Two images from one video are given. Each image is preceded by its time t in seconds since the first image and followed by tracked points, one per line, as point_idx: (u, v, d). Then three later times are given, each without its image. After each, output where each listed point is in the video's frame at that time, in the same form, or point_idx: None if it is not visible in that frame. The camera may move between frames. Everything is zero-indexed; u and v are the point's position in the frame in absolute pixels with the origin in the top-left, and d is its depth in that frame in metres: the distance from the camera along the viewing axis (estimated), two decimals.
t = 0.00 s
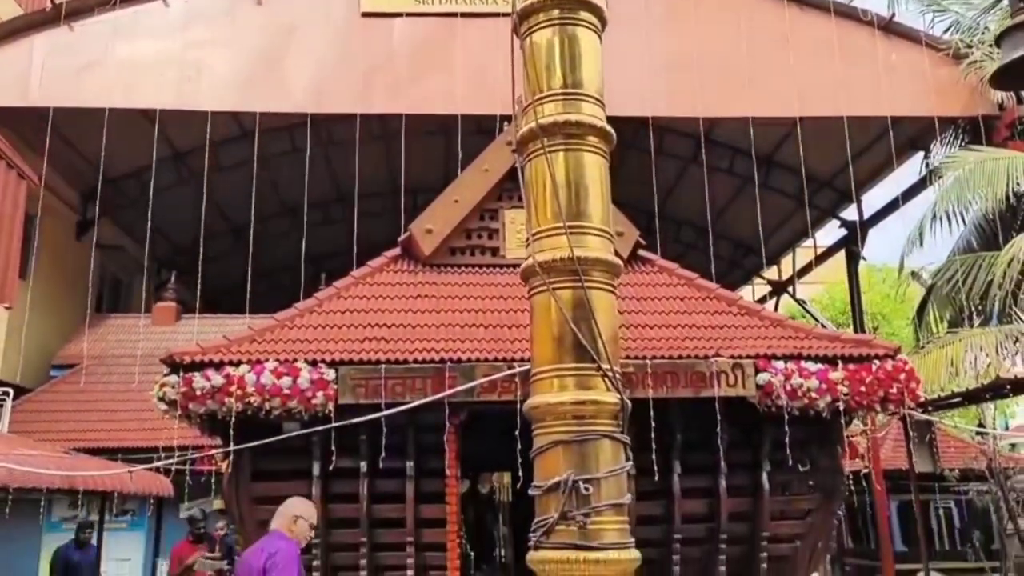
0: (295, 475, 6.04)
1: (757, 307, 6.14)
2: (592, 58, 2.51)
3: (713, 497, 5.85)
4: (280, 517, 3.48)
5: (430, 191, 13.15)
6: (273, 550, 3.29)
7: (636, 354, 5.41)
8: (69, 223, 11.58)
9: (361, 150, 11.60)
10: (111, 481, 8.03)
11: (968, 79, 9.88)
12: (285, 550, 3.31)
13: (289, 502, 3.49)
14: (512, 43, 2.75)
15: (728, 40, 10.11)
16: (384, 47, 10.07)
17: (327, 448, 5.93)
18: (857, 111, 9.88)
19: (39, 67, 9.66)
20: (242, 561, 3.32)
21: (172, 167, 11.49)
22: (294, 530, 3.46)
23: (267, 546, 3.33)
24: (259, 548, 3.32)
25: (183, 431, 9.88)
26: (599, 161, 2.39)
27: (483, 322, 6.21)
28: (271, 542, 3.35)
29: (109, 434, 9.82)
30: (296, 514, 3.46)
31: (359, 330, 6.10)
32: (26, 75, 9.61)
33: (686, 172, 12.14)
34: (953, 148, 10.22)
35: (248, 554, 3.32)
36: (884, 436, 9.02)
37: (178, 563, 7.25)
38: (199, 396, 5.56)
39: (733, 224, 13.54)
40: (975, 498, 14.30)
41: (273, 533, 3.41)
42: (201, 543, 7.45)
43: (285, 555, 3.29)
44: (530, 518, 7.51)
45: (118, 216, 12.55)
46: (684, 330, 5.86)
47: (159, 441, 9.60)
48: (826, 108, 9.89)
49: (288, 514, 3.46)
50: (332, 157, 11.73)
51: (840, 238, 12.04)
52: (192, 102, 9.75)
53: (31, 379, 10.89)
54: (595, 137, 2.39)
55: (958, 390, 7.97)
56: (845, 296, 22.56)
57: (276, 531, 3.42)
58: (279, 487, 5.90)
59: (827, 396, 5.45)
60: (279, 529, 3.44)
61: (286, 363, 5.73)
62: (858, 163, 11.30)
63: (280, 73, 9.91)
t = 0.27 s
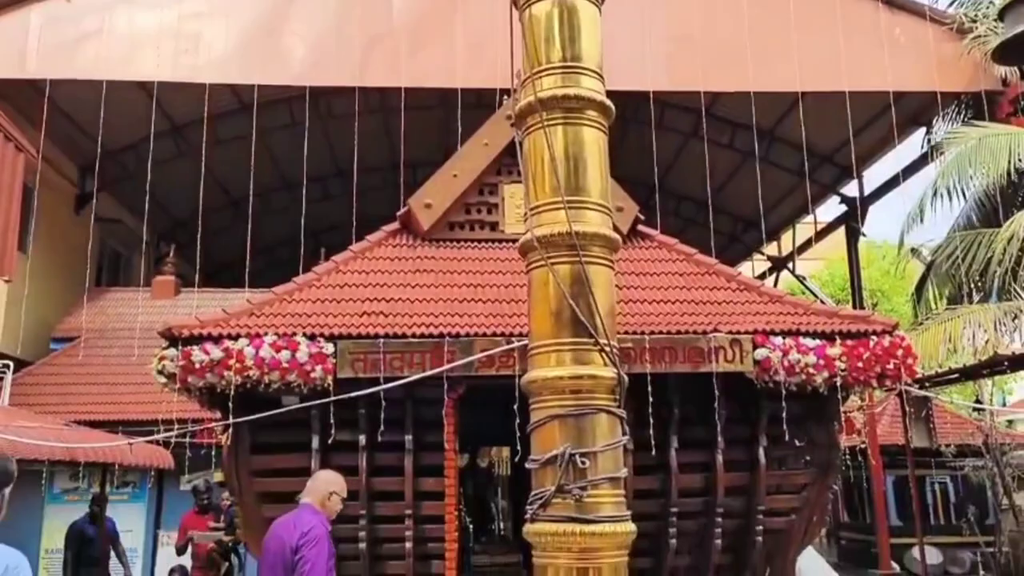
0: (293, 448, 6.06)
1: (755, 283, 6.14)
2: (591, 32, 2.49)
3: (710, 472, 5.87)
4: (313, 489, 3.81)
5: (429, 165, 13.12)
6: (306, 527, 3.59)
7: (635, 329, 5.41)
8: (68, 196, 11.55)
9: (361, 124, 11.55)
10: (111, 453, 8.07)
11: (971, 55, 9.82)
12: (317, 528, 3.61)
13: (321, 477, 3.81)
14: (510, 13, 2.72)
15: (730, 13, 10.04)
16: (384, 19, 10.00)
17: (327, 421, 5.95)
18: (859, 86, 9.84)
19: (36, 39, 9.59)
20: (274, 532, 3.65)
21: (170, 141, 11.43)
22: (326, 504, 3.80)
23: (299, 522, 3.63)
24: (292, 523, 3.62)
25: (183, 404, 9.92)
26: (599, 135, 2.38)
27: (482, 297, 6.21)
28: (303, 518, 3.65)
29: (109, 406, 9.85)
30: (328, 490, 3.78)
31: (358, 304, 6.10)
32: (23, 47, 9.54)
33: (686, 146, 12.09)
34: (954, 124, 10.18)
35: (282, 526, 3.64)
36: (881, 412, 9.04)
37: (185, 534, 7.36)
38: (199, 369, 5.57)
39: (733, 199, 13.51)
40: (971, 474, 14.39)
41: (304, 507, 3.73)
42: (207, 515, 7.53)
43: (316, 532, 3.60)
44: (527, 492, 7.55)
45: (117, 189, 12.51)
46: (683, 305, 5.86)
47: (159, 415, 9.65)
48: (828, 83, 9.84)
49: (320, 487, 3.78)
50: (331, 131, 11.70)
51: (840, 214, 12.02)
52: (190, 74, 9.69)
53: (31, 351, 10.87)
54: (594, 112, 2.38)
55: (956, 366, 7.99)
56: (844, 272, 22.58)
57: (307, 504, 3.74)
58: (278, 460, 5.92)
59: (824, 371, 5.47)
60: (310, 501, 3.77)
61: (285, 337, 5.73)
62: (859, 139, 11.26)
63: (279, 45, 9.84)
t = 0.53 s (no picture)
0: (286, 428, 6.06)
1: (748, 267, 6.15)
2: (585, 14, 2.48)
3: (701, 453, 5.90)
4: (342, 470, 3.86)
5: (423, 146, 13.08)
6: (333, 512, 3.68)
7: (627, 312, 5.42)
8: (60, 176, 11.49)
9: (355, 105, 11.50)
10: (104, 433, 8.08)
11: (967, 38, 9.82)
12: (343, 513, 3.70)
13: (351, 458, 3.86)
14: None
15: None
16: None
17: (319, 402, 5.96)
18: (854, 69, 9.83)
19: (26, 16, 9.51)
20: (302, 510, 3.75)
21: (162, 120, 11.37)
22: (354, 485, 3.86)
23: (326, 504, 3.71)
24: (319, 504, 3.71)
25: (176, 384, 9.92)
26: (593, 117, 2.37)
27: (475, 279, 6.21)
28: (331, 500, 3.73)
29: (102, 387, 9.84)
30: (357, 472, 3.83)
31: (350, 286, 6.09)
32: (13, 24, 9.46)
33: (681, 129, 12.07)
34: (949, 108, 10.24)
35: (311, 504, 3.73)
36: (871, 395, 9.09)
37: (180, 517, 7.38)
38: (191, 349, 5.56)
39: (727, 182, 13.50)
40: (960, 456, 14.49)
41: (331, 487, 3.81)
42: (201, 497, 7.50)
43: (343, 516, 3.69)
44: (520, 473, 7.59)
45: (109, 168, 12.45)
46: (676, 288, 5.87)
47: (151, 395, 9.64)
48: (823, 66, 9.82)
49: (348, 469, 3.84)
50: (325, 112, 11.65)
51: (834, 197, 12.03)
52: (183, 53, 9.63)
53: (22, 331, 10.83)
54: (588, 94, 2.37)
55: (946, 351, 8.00)
56: (838, 256, 22.63)
57: (334, 485, 3.81)
58: (270, 440, 5.93)
59: (816, 354, 5.49)
60: (338, 481, 3.83)
61: (278, 318, 5.72)
62: (854, 122, 11.25)
63: (271, 24, 9.78)
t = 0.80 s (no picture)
0: (278, 416, 6.06)
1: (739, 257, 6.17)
2: (579, 3, 2.47)
3: (692, 443, 5.93)
4: (358, 458, 3.75)
5: (415, 134, 13.05)
6: (350, 500, 3.54)
7: (619, 302, 5.42)
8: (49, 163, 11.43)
9: (347, 93, 11.47)
10: (94, 420, 8.07)
11: (960, 30, 9.83)
12: (361, 500, 3.56)
13: (366, 446, 3.73)
14: None
15: None
16: None
17: (311, 390, 5.96)
18: (847, 60, 9.82)
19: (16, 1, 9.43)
20: (317, 496, 3.64)
21: (154, 107, 11.31)
22: (370, 473, 3.76)
23: (343, 491, 3.59)
24: (336, 492, 3.58)
25: (167, 372, 9.90)
26: (587, 107, 2.36)
27: (467, 268, 6.21)
28: (347, 488, 3.60)
29: (93, 374, 9.81)
30: (374, 460, 3.72)
31: (342, 274, 6.08)
32: (3, 10, 9.38)
33: (674, 118, 12.07)
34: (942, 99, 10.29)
35: (327, 492, 3.61)
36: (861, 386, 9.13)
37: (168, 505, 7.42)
38: (182, 337, 5.55)
39: (720, 172, 13.51)
40: (948, 446, 14.60)
41: (348, 475, 3.68)
42: (188, 483, 7.50)
43: (360, 504, 3.56)
44: (511, 461, 7.62)
45: (100, 155, 12.39)
46: (667, 278, 5.88)
47: (142, 383, 9.62)
48: (817, 57, 9.82)
49: (364, 457, 3.72)
50: (317, 99, 11.61)
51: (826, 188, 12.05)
52: (174, 40, 9.58)
53: (12, 318, 10.81)
54: (582, 83, 2.36)
55: (936, 341, 8.07)
56: (828, 247, 22.70)
57: (350, 473, 3.69)
58: (262, 428, 5.93)
59: (806, 345, 5.51)
60: (354, 470, 3.71)
61: (269, 306, 5.71)
62: (846, 113, 11.26)
63: (264, 11, 9.72)
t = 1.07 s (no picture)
0: (278, 404, 6.07)
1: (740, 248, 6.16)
2: None
3: (692, 433, 5.94)
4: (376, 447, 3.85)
5: (416, 123, 13.03)
6: (373, 486, 3.66)
7: (620, 292, 5.43)
8: (50, 151, 11.41)
9: (348, 81, 11.45)
10: (96, 408, 8.08)
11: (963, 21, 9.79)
12: (383, 486, 3.68)
13: (382, 435, 3.83)
14: None
15: None
16: None
17: (312, 378, 5.97)
18: (849, 51, 9.79)
19: None
20: (340, 486, 3.74)
21: (154, 95, 11.29)
22: (389, 462, 3.85)
23: (366, 480, 3.70)
24: (358, 480, 3.70)
25: (168, 360, 9.91)
26: (588, 94, 2.35)
27: (468, 258, 6.21)
28: (369, 475, 3.71)
29: (94, 362, 9.82)
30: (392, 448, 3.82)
31: (343, 263, 6.08)
32: None
33: (676, 109, 12.05)
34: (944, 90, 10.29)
35: (350, 481, 3.72)
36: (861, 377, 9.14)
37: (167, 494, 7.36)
38: (183, 325, 5.55)
39: (721, 163, 13.49)
40: (948, 437, 14.62)
41: (368, 464, 3.79)
42: (186, 474, 7.43)
43: (382, 489, 3.67)
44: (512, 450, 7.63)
45: (100, 144, 12.38)
46: (668, 268, 5.87)
47: (143, 371, 9.63)
48: (819, 47, 9.79)
49: (381, 446, 3.82)
50: (317, 88, 11.59)
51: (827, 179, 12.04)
52: (174, 28, 9.55)
53: (13, 305, 10.81)
54: (584, 71, 2.36)
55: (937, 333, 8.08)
56: (830, 238, 22.67)
57: (369, 463, 3.79)
58: (263, 416, 5.94)
59: (807, 336, 5.51)
60: (372, 459, 3.81)
61: (270, 295, 5.71)
62: (849, 104, 11.24)
63: None
